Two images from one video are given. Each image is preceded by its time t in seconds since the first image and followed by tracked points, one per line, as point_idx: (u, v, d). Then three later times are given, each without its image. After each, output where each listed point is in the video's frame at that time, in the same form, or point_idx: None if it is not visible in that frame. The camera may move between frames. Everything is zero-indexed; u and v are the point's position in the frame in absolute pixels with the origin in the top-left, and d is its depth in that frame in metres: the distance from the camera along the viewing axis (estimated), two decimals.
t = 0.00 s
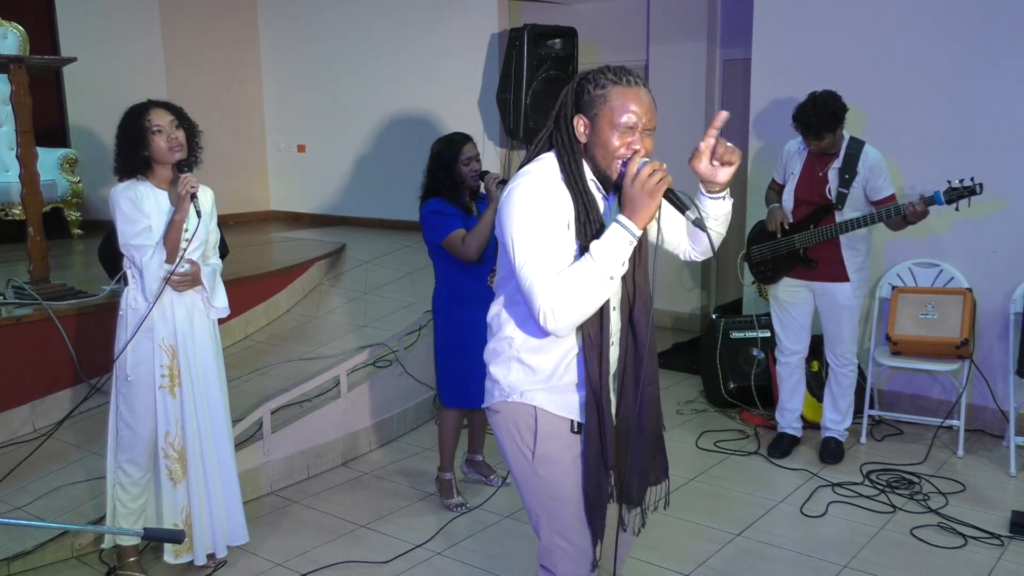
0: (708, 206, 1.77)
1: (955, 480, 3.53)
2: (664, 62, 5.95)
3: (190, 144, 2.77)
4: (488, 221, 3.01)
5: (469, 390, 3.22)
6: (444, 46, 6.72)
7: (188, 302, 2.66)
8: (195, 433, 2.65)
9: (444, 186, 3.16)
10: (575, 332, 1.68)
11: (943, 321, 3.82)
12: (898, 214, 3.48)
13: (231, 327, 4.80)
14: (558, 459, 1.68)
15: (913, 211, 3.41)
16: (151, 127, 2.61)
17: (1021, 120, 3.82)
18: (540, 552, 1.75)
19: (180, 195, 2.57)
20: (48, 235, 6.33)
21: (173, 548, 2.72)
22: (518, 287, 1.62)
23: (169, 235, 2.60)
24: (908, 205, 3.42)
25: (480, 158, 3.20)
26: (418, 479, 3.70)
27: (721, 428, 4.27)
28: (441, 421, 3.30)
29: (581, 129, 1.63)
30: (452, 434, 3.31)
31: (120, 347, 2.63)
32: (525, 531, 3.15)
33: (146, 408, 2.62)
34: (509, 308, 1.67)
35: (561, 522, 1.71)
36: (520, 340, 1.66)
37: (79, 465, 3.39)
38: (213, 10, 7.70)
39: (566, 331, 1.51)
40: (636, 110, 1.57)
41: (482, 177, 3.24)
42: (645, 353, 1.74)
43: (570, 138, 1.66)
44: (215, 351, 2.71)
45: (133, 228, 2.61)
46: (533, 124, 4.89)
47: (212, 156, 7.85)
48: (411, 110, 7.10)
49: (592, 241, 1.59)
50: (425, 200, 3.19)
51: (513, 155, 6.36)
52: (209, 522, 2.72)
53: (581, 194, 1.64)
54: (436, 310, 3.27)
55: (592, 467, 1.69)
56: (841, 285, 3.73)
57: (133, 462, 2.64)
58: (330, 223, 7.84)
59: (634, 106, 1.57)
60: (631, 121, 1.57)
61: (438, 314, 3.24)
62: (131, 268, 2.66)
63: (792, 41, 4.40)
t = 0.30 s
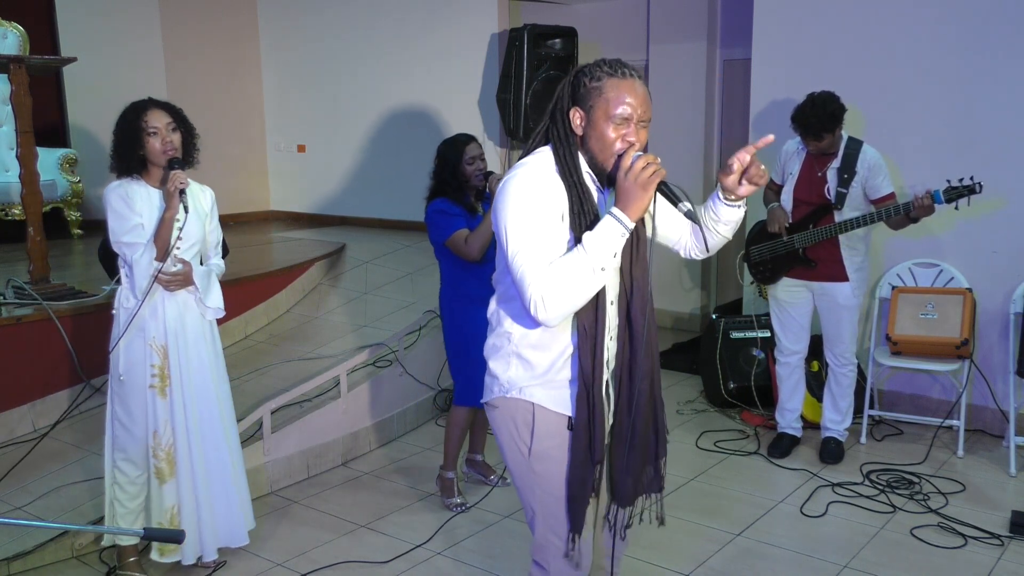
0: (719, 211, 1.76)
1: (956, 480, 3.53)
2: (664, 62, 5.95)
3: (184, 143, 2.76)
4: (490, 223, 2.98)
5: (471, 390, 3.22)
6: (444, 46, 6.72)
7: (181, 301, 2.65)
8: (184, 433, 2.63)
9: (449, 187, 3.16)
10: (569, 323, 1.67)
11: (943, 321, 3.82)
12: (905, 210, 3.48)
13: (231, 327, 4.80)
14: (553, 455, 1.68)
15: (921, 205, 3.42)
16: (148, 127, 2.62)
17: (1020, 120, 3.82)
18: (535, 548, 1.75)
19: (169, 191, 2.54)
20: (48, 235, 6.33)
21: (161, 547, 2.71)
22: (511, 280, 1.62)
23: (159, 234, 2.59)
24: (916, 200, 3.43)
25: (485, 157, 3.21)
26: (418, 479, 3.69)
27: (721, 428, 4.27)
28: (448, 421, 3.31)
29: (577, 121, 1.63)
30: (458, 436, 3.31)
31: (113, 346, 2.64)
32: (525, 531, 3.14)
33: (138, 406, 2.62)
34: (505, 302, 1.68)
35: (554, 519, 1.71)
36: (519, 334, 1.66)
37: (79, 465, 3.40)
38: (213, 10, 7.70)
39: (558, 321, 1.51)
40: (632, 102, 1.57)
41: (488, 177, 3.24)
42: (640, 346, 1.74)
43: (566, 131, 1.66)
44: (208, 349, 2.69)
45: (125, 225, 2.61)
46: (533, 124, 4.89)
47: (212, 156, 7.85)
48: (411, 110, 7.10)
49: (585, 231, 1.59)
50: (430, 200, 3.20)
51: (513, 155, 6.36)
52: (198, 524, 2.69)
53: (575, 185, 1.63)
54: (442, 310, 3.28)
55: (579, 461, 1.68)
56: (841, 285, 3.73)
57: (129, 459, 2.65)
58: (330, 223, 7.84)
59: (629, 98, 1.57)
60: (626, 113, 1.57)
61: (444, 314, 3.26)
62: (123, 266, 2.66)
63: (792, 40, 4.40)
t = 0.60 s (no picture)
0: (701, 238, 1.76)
1: (956, 480, 3.53)
2: (664, 62, 5.95)
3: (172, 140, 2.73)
4: (491, 218, 2.99)
5: (470, 389, 3.22)
6: (444, 46, 6.72)
7: (170, 302, 2.64)
8: (166, 434, 2.63)
9: (452, 185, 3.17)
10: (571, 314, 1.66)
11: (943, 320, 3.82)
12: (902, 214, 3.49)
13: (230, 327, 4.80)
14: (554, 450, 1.68)
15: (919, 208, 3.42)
16: (134, 129, 2.59)
17: (1020, 119, 3.82)
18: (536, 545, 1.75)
19: (153, 186, 2.55)
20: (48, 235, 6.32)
21: (134, 547, 2.71)
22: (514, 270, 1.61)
23: (146, 231, 2.59)
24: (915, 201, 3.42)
25: (487, 156, 3.21)
26: (418, 479, 3.69)
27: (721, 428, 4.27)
28: (448, 420, 3.31)
29: (585, 118, 1.63)
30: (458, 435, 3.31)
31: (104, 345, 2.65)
32: (525, 532, 3.14)
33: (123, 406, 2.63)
34: (507, 294, 1.67)
35: (555, 514, 1.71)
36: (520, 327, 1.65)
37: (79, 465, 3.39)
38: (213, 10, 7.70)
39: (559, 310, 1.51)
40: (640, 98, 1.57)
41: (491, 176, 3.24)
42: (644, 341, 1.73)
43: (574, 127, 1.65)
44: (198, 351, 2.68)
45: (110, 224, 2.60)
46: (533, 124, 4.89)
47: (212, 156, 7.85)
48: (411, 109, 7.09)
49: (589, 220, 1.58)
50: (434, 199, 3.21)
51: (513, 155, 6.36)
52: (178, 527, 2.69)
53: (582, 179, 1.63)
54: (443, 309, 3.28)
55: (581, 456, 1.68)
56: (841, 285, 3.72)
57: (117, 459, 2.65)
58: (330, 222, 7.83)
59: (637, 95, 1.57)
60: (634, 109, 1.57)
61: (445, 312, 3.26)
62: (112, 266, 2.65)
63: (792, 40, 4.40)
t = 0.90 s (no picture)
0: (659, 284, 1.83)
1: (956, 480, 3.53)
2: (664, 62, 5.94)
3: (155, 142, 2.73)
4: (495, 219, 2.99)
5: (469, 390, 3.22)
6: (445, 45, 6.72)
7: (156, 305, 2.65)
8: (154, 438, 2.63)
9: (455, 184, 3.17)
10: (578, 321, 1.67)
11: (943, 320, 3.82)
12: (904, 210, 3.47)
13: (230, 327, 4.80)
14: (557, 452, 1.68)
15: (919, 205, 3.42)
16: (117, 131, 2.58)
17: (1020, 119, 3.82)
18: (541, 548, 1.75)
19: (138, 187, 2.55)
20: (47, 235, 6.32)
21: (124, 551, 2.67)
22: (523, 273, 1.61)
23: (131, 232, 2.59)
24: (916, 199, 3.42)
25: (491, 155, 3.20)
26: (418, 479, 3.69)
27: (721, 428, 4.27)
28: (447, 421, 3.30)
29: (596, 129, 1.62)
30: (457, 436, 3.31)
31: (90, 351, 2.63)
32: (526, 531, 3.14)
33: (110, 409, 2.62)
34: (513, 295, 1.67)
35: (560, 513, 1.71)
36: (523, 329, 1.65)
37: (79, 465, 3.39)
38: (213, 10, 7.70)
39: (570, 319, 1.51)
40: (652, 112, 1.57)
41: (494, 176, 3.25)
42: (649, 349, 1.77)
43: (585, 136, 1.65)
44: (191, 355, 2.71)
45: (94, 228, 2.59)
46: (533, 124, 4.90)
47: (212, 155, 7.86)
48: (411, 110, 7.09)
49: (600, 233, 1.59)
50: (436, 198, 3.21)
51: (513, 155, 6.37)
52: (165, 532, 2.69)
53: (592, 189, 1.63)
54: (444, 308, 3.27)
55: (585, 460, 1.68)
56: (839, 285, 3.73)
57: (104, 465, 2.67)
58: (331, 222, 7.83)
59: (649, 108, 1.57)
60: (646, 122, 1.57)
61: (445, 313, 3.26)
62: (96, 269, 2.64)
63: (792, 40, 4.39)
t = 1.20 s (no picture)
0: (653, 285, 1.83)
1: (956, 480, 3.53)
2: (664, 62, 5.95)
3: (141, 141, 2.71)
4: (493, 220, 2.99)
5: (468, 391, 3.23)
6: (445, 45, 6.72)
7: (145, 307, 2.64)
8: (145, 442, 2.62)
9: (453, 184, 3.17)
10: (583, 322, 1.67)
11: (943, 320, 3.82)
12: (902, 209, 3.49)
13: (231, 327, 4.81)
14: (558, 451, 1.68)
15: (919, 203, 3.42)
16: (103, 132, 2.58)
17: (1020, 119, 3.82)
18: (540, 547, 1.75)
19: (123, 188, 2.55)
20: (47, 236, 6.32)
21: (116, 561, 2.66)
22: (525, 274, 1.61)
23: (117, 234, 2.59)
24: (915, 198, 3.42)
25: (489, 154, 3.20)
26: (418, 479, 3.69)
27: (721, 428, 4.27)
28: (444, 420, 3.31)
29: (590, 124, 1.62)
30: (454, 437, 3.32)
31: (80, 356, 2.64)
32: (526, 531, 3.14)
33: (102, 413, 2.62)
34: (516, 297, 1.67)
35: (561, 513, 1.71)
36: (526, 331, 1.65)
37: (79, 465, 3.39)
38: (213, 10, 7.69)
39: (577, 320, 1.52)
40: (645, 102, 1.57)
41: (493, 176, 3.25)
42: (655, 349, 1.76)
43: (579, 132, 1.64)
44: (183, 357, 2.72)
45: (79, 230, 2.59)
46: (533, 124, 4.90)
47: (212, 155, 7.86)
48: (411, 110, 7.09)
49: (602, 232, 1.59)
50: (433, 198, 3.20)
51: (513, 155, 6.37)
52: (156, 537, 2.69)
53: (591, 187, 1.62)
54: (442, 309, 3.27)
55: (594, 459, 1.69)
56: (838, 285, 3.73)
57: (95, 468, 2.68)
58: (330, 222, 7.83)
59: (642, 100, 1.57)
60: (639, 112, 1.58)
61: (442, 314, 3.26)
62: (83, 272, 2.65)
63: (792, 40, 4.39)
